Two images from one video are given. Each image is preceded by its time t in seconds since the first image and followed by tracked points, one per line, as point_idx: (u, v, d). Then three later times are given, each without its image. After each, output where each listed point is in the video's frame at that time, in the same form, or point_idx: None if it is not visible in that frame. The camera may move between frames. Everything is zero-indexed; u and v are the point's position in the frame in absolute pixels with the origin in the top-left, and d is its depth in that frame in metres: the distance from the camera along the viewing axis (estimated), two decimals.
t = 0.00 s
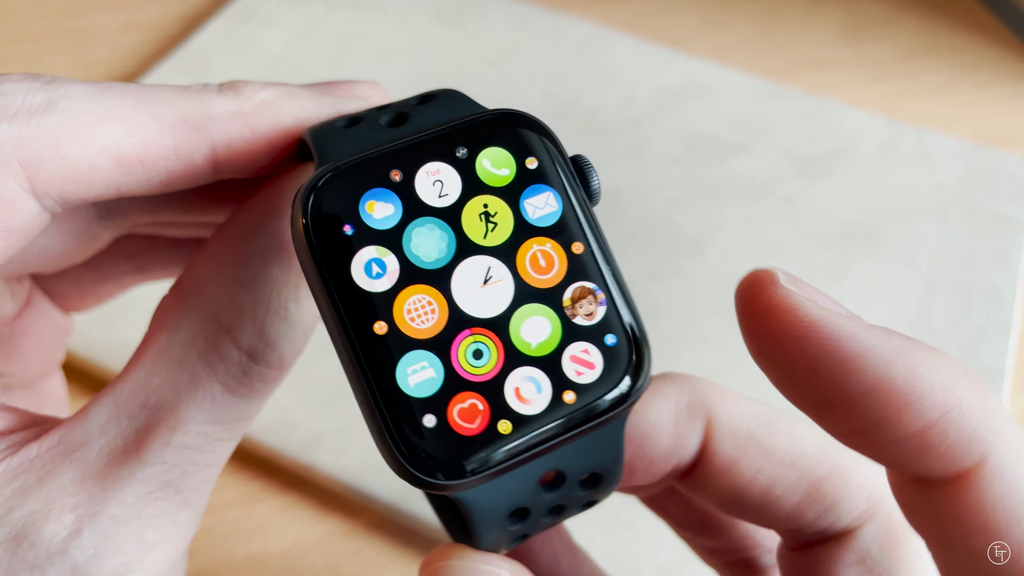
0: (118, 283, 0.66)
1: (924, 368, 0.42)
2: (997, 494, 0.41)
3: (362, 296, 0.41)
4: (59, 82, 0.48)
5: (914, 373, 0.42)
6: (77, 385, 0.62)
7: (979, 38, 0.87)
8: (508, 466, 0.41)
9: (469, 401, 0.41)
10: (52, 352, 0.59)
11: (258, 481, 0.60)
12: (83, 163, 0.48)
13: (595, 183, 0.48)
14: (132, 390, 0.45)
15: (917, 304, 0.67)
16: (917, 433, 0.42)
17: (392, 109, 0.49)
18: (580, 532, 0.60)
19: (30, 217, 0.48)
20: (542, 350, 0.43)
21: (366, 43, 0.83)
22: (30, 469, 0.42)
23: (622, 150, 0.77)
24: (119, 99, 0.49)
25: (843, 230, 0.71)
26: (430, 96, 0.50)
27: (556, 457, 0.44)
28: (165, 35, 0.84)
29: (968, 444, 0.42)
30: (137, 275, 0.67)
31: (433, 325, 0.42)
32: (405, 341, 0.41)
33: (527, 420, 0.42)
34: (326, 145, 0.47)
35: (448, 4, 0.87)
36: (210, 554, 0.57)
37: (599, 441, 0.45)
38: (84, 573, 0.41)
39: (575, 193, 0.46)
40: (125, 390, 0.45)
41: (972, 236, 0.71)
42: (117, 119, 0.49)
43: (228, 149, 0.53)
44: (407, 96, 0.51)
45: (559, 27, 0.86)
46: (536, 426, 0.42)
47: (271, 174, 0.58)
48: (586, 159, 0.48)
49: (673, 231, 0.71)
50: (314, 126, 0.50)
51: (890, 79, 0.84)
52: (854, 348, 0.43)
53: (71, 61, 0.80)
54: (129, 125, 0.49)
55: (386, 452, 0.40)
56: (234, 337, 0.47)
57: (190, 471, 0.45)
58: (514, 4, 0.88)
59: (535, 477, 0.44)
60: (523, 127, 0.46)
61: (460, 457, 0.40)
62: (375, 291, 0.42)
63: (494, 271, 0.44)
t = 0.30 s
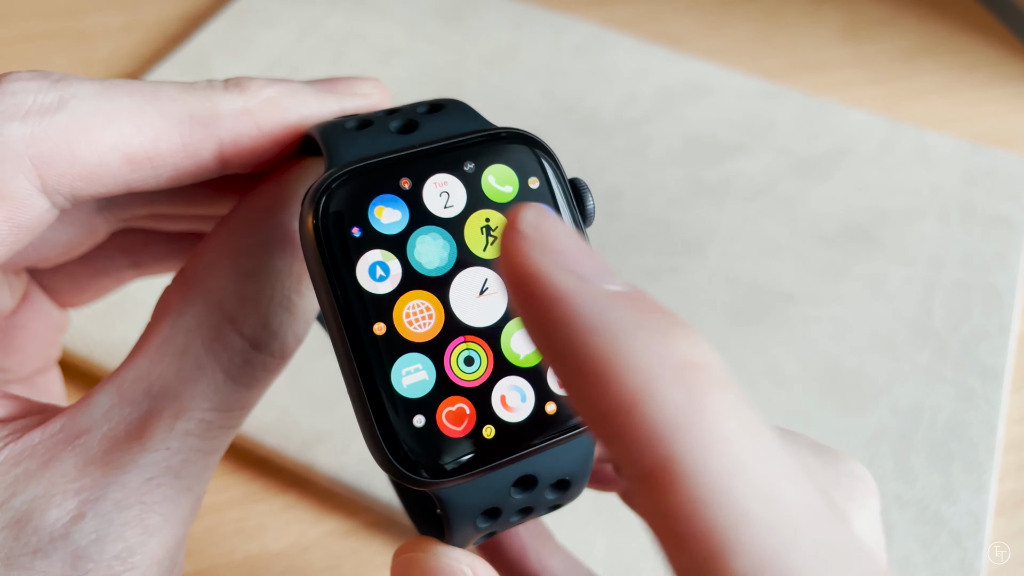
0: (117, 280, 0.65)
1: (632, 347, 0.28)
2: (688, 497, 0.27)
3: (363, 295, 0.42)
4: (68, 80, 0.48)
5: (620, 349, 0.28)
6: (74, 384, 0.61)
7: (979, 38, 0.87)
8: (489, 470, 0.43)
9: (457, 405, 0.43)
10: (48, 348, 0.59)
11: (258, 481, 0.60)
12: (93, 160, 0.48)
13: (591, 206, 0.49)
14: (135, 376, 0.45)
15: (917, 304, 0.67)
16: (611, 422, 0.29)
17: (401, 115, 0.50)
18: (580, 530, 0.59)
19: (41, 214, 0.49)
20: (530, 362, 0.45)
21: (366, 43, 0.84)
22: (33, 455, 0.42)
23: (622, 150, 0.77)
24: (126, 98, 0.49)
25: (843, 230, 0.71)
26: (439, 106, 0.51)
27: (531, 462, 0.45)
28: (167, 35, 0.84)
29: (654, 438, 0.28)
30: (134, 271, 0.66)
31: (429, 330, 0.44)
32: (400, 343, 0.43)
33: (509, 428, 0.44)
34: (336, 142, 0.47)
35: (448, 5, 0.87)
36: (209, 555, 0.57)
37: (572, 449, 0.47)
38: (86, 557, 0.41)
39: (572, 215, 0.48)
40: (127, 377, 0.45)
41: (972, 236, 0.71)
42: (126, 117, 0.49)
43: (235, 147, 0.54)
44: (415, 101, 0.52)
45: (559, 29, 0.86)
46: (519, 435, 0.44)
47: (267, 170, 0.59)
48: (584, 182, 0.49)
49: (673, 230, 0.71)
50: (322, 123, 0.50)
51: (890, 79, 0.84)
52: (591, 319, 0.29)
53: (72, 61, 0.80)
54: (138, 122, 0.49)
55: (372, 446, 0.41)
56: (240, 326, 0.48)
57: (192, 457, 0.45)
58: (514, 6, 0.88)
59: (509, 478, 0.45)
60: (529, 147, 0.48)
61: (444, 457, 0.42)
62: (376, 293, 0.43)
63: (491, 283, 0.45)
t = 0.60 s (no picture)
0: (116, 278, 0.65)
1: (578, 373, 0.33)
2: (654, 487, 0.33)
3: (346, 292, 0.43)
4: (62, 74, 0.48)
5: (569, 380, 0.33)
6: (74, 384, 0.61)
7: (978, 39, 0.88)
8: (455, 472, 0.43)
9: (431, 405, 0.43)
10: (49, 348, 0.59)
11: (258, 481, 0.60)
12: (88, 153, 0.48)
13: (579, 216, 0.49)
14: (131, 372, 0.45)
15: (916, 304, 0.67)
16: (577, 443, 0.34)
17: (397, 112, 0.50)
18: (579, 530, 0.58)
19: (36, 207, 0.48)
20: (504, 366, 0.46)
21: (366, 43, 0.84)
22: (30, 451, 0.42)
23: (622, 150, 0.77)
24: (121, 90, 0.49)
25: (843, 230, 0.71)
26: (435, 106, 0.52)
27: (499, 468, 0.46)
28: (167, 35, 0.84)
29: (621, 443, 0.33)
30: (133, 268, 0.67)
31: (408, 328, 0.44)
32: (381, 340, 0.43)
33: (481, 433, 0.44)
34: (329, 135, 0.47)
35: (448, 6, 0.87)
36: (210, 555, 0.57)
37: (542, 458, 0.47)
38: (84, 553, 0.41)
39: (558, 226, 0.48)
40: (124, 373, 0.45)
41: (972, 236, 0.71)
42: (121, 109, 0.49)
43: (230, 138, 0.54)
44: (413, 100, 0.52)
45: (559, 29, 0.86)
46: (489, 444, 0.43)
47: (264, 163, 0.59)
48: (574, 194, 0.50)
49: (673, 230, 0.71)
50: (318, 117, 0.51)
51: (890, 79, 0.84)
52: (540, 363, 0.34)
53: (73, 61, 0.80)
54: (132, 114, 0.49)
55: (344, 441, 0.41)
56: (234, 321, 0.48)
57: (188, 452, 0.45)
58: (514, 7, 0.88)
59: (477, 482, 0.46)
60: (522, 154, 0.48)
61: (415, 455, 0.42)
62: (357, 287, 0.43)
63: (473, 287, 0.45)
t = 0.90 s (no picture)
0: (116, 276, 0.66)
1: (620, 394, 0.36)
2: (704, 502, 0.35)
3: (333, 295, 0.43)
4: (52, 67, 0.48)
5: (611, 402, 0.35)
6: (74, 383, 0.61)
7: (979, 38, 0.88)
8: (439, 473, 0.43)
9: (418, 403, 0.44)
10: (48, 347, 0.59)
11: (259, 481, 0.60)
12: (80, 145, 0.48)
13: (571, 217, 0.49)
14: (122, 367, 0.45)
15: (916, 303, 0.67)
16: (625, 463, 0.36)
17: (390, 108, 0.51)
18: (578, 530, 0.58)
19: (28, 200, 0.49)
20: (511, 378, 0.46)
21: (366, 43, 0.84)
22: (21, 449, 0.42)
23: (622, 149, 0.77)
24: (111, 83, 0.49)
25: (843, 230, 0.71)
26: (430, 102, 0.52)
27: (484, 471, 0.46)
28: (168, 35, 0.84)
29: (668, 460, 0.35)
30: (134, 265, 0.67)
31: (418, 347, 0.44)
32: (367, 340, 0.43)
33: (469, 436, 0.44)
34: (320, 130, 0.48)
35: (448, 6, 0.88)
36: (209, 555, 0.57)
37: (529, 460, 0.47)
38: (76, 550, 0.42)
39: (551, 228, 0.48)
40: (114, 368, 0.45)
41: (972, 236, 0.71)
42: (112, 102, 0.49)
43: (222, 130, 0.54)
44: (407, 96, 0.53)
45: (559, 29, 0.86)
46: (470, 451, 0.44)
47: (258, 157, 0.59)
48: (567, 193, 0.50)
49: (672, 230, 0.71)
50: (310, 112, 0.52)
51: (890, 79, 0.84)
52: (583, 389, 0.36)
53: (74, 61, 0.80)
54: (123, 106, 0.49)
55: (327, 441, 0.41)
56: (221, 315, 0.47)
57: (179, 447, 0.45)
58: (514, 7, 0.88)
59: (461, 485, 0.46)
60: (515, 153, 0.48)
61: (399, 456, 0.43)
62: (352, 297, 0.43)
63: (484, 306, 0.46)
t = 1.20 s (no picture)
0: (117, 276, 0.66)
1: (675, 400, 0.37)
2: (763, 502, 0.36)
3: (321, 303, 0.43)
4: (52, 66, 0.48)
5: (667, 407, 0.37)
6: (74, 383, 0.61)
7: (979, 38, 0.88)
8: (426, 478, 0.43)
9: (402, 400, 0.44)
10: (49, 347, 0.59)
11: (258, 481, 0.60)
12: (79, 145, 0.48)
13: (567, 223, 0.49)
14: (121, 368, 0.45)
15: (917, 304, 0.67)
16: (684, 466, 0.38)
17: (388, 110, 0.51)
18: (578, 530, 0.59)
19: (28, 200, 0.49)
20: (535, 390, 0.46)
21: (366, 43, 0.84)
22: (21, 449, 0.42)
23: (622, 149, 0.77)
24: (110, 82, 0.49)
25: (843, 230, 0.71)
26: (429, 105, 0.52)
27: (471, 478, 0.46)
28: (167, 35, 0.84)
29: (726, 462, 0.37)
30: (135, 265, 0.67)
31: (453, 360, 0.45)
32: (346, 335, 0.43)
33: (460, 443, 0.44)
34: (316, 130, 0.48)
35: (448, 6, 0.88)
36: (209, 555, 0.57)
37: (517, 468, 0.47)
38: (75, 551, 0.42)
39: (547, 235, 0.48)
40: (113, 369, 0.45)
41: (972, 236, 0.71)
42: (111, 101, 0.49)
43: (222, 128, 0.54)
44: (407, 97, 0.53)
45: (559, 29, 0.86)
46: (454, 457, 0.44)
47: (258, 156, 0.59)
48: (564, 199, 0.50)
49: (672, 230, 0.71)
50: (308, 112, 0.52)
51: (890, 79, 0.84)
52: (641, 397, 0.38)
53: (73, 61, 0.80)
54: (123, 105, 0.49)
55: (312, 445, 0.41)
56: (219, 315, 0.47)
57: (178, 447, 0.45)
58: (515, 7, 0.88)
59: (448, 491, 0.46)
60: (511, 155, 0.48)
61: (388, 458, 0.43)
62: (340, 322, 0.43)
63: (516, 320, 0.46)
